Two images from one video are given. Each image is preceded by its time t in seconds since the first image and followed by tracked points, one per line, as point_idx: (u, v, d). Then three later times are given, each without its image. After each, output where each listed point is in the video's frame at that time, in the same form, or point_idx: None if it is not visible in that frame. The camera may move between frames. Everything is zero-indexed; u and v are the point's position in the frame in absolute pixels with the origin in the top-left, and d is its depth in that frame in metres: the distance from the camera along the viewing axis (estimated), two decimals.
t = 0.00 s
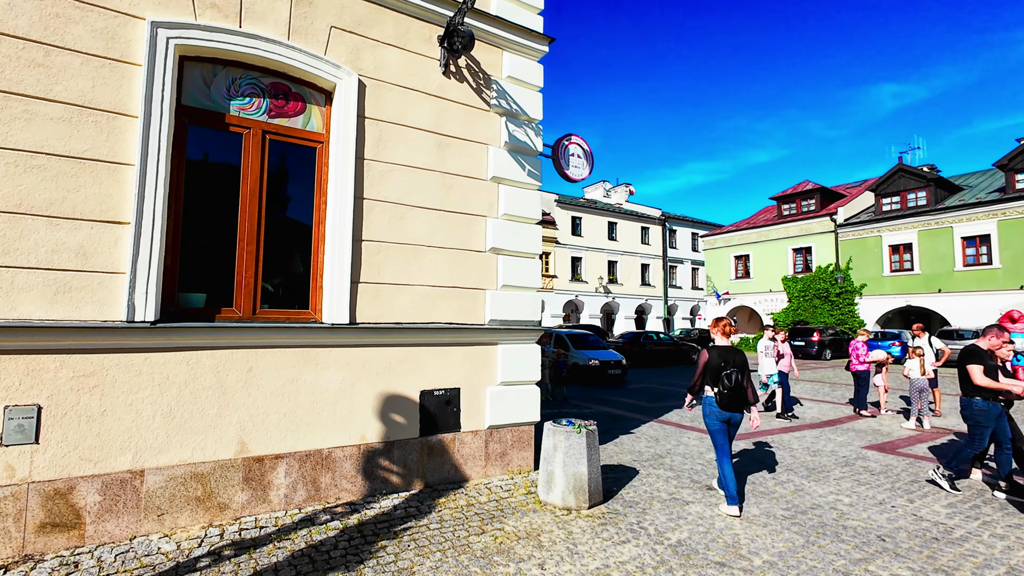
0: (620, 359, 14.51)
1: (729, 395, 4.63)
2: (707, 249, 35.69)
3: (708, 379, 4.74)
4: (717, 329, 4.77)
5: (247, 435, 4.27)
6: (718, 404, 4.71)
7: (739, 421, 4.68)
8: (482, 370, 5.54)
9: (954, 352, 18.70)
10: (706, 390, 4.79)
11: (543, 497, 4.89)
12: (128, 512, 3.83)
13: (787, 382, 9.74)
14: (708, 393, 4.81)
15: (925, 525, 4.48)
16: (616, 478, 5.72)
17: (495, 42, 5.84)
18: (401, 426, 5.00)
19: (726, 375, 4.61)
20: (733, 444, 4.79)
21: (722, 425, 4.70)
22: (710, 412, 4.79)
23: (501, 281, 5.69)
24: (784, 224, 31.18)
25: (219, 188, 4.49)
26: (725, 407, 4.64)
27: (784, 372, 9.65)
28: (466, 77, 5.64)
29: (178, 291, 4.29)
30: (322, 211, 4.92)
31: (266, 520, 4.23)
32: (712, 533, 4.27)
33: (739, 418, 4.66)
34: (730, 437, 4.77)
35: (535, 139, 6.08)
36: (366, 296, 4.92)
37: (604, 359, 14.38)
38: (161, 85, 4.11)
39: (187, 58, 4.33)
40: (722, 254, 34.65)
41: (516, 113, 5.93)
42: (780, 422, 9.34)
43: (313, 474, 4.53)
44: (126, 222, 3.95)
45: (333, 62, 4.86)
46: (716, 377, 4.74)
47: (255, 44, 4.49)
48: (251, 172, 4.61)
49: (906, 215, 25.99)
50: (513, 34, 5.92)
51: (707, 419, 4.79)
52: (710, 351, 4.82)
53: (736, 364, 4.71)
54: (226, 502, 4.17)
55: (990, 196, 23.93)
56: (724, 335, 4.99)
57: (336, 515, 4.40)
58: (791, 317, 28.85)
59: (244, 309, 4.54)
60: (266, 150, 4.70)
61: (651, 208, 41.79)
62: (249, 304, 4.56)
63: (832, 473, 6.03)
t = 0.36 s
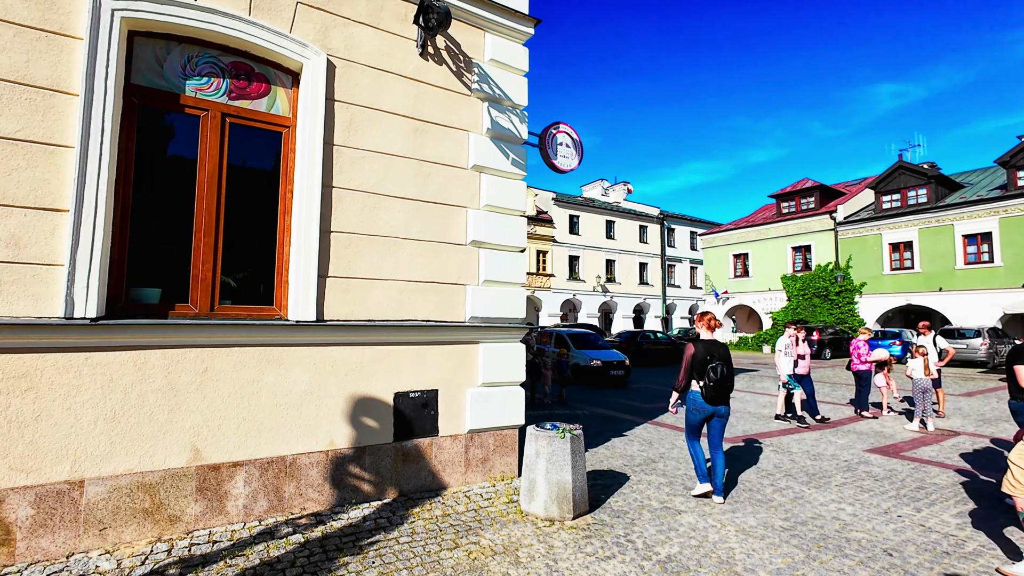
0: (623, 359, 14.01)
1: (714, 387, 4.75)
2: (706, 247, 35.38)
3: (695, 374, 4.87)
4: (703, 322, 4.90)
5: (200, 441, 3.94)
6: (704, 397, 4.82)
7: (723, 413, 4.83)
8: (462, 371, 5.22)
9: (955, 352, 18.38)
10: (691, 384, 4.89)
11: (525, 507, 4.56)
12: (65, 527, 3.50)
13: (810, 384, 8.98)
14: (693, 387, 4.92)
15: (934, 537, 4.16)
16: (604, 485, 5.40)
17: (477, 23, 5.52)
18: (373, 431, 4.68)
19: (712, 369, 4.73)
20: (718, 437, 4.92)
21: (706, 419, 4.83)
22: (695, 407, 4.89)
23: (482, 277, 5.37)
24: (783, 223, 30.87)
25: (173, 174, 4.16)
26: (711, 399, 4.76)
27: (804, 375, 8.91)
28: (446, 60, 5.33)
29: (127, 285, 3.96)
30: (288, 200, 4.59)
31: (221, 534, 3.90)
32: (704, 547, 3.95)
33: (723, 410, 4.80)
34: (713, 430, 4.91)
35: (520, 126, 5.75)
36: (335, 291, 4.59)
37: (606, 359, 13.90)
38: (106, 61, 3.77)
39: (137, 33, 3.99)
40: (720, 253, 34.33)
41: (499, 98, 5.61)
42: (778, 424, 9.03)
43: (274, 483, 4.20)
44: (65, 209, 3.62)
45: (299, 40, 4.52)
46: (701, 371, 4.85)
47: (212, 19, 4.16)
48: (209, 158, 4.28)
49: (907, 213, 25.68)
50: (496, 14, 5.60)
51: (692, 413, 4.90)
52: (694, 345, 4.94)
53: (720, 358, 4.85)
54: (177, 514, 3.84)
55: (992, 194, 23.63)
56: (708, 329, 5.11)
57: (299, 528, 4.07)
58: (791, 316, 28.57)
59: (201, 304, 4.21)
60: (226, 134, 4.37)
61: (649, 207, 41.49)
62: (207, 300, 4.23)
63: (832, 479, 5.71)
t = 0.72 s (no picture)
0: (624, 361, 13.69)
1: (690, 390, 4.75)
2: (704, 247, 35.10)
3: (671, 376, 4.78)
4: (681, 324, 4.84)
5: (150, 452, 3.64)
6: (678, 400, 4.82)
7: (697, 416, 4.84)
8: (441, 374, 4.92)
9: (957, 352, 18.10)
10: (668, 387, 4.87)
11: (505, 520, 4.26)
12: None
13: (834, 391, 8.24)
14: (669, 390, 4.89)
15: (943, 554, 3.87)
16: (592, 495, 5.10)
17: (457, 6, 5.22)
18: (343, 439, 4.38)
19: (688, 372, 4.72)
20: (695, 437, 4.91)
21: (680, 420, 4.81)
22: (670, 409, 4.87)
23: (462, 274, 5.08)
24: (782, 222, 30.60)
25: (123, 163, 3.85)
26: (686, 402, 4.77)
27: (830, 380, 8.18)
28: (424, 45, 5.04)
29: (71, 282, 3.66)
30: (252, 192, 4.28)
31: (171, 553, 3.59)
32: (696, 565, 3.65)
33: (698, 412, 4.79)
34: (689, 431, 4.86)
35: (504, 115, 5.45)
36: (302, 290, 4.29)
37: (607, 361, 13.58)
38: (44, 39, 3.46)
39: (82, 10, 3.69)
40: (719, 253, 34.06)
41: (481, 86, 5.32)
42: (777, 427, 8.74)
43: (233, 497, 3.90)
44: None
45: (263, 21, 4.22)
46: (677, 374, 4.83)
47: None
48: (164, 146, 3.97)
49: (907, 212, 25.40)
50: None
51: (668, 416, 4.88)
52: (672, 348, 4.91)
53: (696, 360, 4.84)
54: (123, 531, 3.54)
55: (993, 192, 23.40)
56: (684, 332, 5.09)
57: (258, 545, 3.76)
58: (790, 316, 28.29)
59: (154, 304, 3.90)
60: (182, 120, 4.06)
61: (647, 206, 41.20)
62: (160, 299, 3.92)
63: (833, 488, 5.41)
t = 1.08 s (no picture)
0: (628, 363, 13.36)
1: (663, 387, 4.83)
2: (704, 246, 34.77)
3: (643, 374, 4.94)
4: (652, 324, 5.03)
5: (89, 465, 3.34)
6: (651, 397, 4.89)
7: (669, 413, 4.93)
8: (416, 379, 4.63)
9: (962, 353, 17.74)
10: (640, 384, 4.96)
11: (480, 537, 3.96)
12: None
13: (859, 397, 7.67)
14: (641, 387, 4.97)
15: None
16: (577, 507, 4.80)
17: None
18: (308, 449, 4.09)
19: (660, 368, 4.80)
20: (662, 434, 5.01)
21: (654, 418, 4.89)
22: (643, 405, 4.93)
23: (439, 273, 4.79)
24: (783, 221, 30.25)
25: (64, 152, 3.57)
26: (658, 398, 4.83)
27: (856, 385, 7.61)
28: (398, 29, 4.77)
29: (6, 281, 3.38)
30: (209, 185, 4.00)
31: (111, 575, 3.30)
32: None
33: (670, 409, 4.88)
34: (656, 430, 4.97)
35: (485, 105, 5.16)
36: (262, 289, 4.00)
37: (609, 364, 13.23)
38: None
39: None
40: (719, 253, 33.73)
41: (460, 74, 5.03)
42: (776, 432, 8.44)
43: (183, 513, 3.60)
44: None
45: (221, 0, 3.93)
46: (650, 371, 4.93)
47: None
48: (110, 134, 3.69)
49: (910, 211, 25.06)
50: None
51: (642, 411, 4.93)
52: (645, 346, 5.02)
53: (670, 358, 4.92)
54: (58, 552, 3.25)
55: (997, 190, 23.08)
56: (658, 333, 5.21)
57: (209, 565, 3.47)
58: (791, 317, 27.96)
59: (99, 305, 3.61)
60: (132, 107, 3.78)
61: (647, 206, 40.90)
62: (106, 299, 3.62)
63: (834, 499, 5.11)
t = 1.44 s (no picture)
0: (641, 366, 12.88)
1: (648, 388, 4.78)
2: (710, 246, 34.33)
3: (628, 375, 4.87)
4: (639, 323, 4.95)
5: (35, 478, 3.06)
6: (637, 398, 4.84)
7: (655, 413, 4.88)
8: (400, 383, 4.34)
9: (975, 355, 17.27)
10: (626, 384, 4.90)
11: (465, 555, 3.66)
12: None
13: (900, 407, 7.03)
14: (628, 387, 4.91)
15: None
16: (573, 520, 4.49)
17: None
18: (282, 459, 3.80)
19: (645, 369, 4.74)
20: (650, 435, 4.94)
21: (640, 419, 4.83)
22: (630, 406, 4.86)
23: (426, 270, 4.49)
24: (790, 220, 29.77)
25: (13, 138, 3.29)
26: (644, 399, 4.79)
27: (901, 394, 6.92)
28: (381, 10, 4.47)
29: None
30: (175, 174, 3.72)
31: None
32: None
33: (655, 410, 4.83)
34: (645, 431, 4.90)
35: (476, 91, 4.86)
36: (231, 287, 3.72)
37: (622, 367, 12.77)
38: None
39: None
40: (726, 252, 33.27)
41: (448, 58, 4.73)
42: (785, 436, 8.09)
43: (141, 530, 3.32)
44: None
45: None
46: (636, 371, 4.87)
47: None
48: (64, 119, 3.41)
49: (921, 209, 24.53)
50: None
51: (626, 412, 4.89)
52: (633, 346, 4.94)
53: (655, 359, 4.85)
54: None
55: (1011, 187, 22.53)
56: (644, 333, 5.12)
57: None
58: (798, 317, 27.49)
59: (51, 303, 3.33)
60: (89, 90, 3.50)
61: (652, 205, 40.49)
62: (59, 297, 3.35)
63: (850, 512, 4.75)
